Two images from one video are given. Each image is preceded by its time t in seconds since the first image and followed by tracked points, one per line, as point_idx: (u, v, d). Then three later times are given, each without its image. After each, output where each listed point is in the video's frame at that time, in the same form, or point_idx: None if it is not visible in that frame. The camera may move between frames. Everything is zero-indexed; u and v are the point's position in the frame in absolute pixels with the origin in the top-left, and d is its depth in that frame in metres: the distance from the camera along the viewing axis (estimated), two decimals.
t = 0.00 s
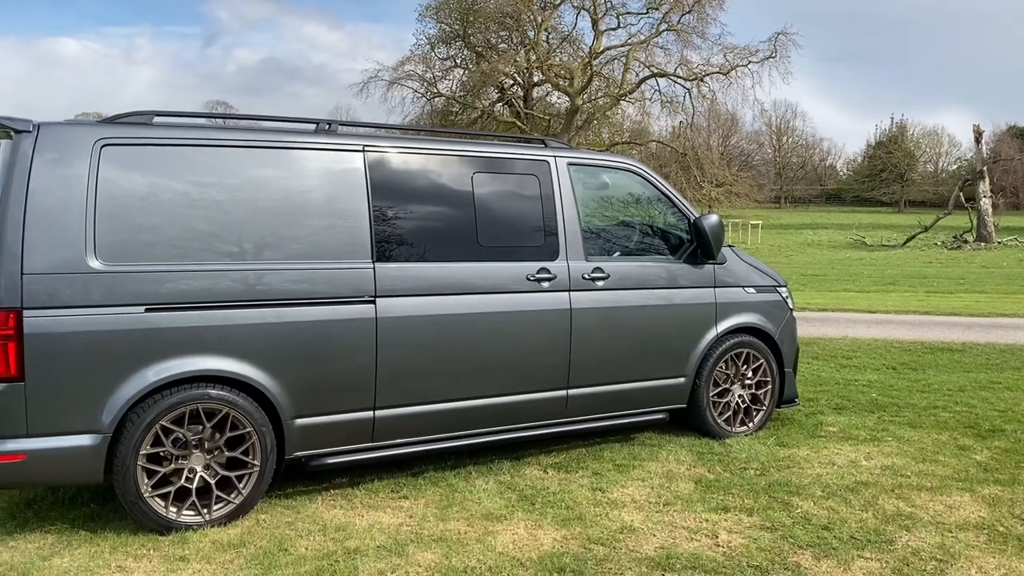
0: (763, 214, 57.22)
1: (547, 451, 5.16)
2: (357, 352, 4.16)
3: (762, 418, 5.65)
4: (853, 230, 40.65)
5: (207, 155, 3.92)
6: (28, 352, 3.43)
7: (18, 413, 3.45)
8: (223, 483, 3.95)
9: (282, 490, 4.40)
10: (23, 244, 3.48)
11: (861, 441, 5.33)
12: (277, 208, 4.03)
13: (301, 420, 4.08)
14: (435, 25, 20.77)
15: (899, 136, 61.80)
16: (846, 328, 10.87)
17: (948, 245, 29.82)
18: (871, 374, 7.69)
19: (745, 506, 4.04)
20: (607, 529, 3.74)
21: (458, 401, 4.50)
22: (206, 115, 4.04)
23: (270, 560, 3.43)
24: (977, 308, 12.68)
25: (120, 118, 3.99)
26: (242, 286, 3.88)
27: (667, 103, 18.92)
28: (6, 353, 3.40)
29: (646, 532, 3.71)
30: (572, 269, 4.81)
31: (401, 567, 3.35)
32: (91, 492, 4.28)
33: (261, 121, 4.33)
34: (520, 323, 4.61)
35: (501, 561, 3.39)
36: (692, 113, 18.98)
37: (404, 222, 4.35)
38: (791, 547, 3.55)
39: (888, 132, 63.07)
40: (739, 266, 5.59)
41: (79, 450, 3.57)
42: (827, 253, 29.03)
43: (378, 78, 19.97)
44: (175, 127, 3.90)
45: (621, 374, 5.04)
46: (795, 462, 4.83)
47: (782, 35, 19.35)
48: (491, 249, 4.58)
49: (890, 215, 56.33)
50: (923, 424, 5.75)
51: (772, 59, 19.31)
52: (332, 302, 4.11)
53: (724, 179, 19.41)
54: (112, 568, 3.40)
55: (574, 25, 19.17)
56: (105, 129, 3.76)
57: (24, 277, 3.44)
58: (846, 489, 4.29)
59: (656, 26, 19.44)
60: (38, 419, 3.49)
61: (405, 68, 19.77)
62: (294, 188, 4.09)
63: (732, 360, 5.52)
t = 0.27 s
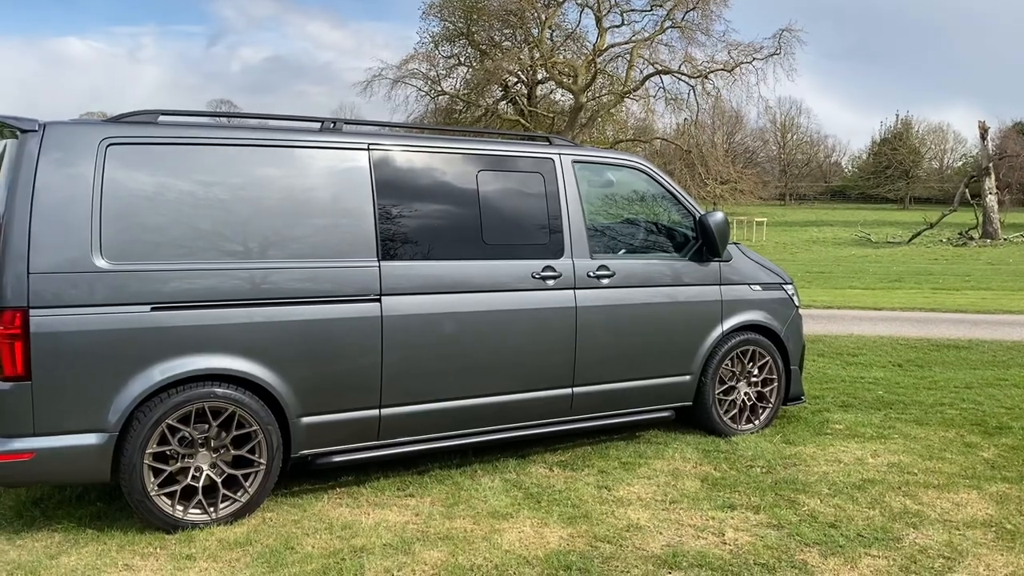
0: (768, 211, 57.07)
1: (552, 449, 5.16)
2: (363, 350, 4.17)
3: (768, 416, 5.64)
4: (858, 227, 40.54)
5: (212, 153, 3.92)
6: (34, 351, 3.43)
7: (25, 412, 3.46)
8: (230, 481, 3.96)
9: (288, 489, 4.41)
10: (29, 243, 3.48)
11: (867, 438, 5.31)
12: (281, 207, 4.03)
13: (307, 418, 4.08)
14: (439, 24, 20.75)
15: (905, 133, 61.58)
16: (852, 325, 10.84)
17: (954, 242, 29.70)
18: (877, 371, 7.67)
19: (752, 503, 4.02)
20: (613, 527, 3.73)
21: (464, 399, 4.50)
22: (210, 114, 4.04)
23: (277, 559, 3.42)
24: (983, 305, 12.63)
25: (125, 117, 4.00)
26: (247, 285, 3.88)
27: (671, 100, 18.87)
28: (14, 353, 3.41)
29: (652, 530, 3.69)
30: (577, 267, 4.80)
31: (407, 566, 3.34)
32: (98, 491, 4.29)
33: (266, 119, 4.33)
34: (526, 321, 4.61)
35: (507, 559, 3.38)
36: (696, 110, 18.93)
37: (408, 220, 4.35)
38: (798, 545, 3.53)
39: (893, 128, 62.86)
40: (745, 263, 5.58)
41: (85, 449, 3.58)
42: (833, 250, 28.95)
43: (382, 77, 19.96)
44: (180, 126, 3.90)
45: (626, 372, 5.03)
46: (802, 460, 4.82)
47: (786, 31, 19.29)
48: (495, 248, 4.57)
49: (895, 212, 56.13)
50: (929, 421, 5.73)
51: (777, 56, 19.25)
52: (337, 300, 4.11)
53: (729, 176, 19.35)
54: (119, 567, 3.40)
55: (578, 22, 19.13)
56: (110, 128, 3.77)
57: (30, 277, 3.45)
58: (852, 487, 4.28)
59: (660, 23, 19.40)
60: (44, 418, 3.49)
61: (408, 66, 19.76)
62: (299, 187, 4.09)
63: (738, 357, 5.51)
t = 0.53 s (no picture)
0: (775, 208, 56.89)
1: (560, 447, 5.16)
2: (371, 348, 4.17)
3: (776, 413, 5.63)
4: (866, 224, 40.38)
5: (220, 152, 3.93)
6: (45, 350, 3.45)
7: (35, 410, 3.47)
8: (239, 479, 3.97)
9: (297, 486, 4.42)
10: (39, 242, 3.50)
11: (876, 435, 5.29)
12: (289, 206, 4.04)
13: (315, 416, 4.09)
14: (445, 22, 20.73)
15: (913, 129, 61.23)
16: (860, 322, 10.79)
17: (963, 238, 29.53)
18: (886, 369, 7.64)
19: (761, 501, 4.00)
20: (621, 524, 3.71)
21: (472, 397, 4.50)
22: (218, 113, 4.05)
23: (286, 557, 3.41)
24: (993, 302, 12.55)
25: (134, 116, 4.01)
26: (255, 283, 3.89)
27: (678, 97, 18.81)
28: (24, 352, 3.44)
29: (661, 527, 3.67)
30: (585, 265, 4.80)
31: (416, 563, 3.32)
32: (108, 489, 4.31)
33: (274, 118, 4.34)
34: (533, 319, 4.61)
35: (516, 556, 3.36)
36: (703, 107, 18.87)
37: (415, 218, 4.35)
38: (807, 542, 3.51)
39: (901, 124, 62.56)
40: (753, 260, 5.56)
41: (96, 447, 3.59)
42: (840, 247, 28.84)
43: (388, 75, 19.97)
44: (188, 125, 3.91)
45: (634, 370, 5.03)
46: (810, 458, 4.80)
47: (793, 27, 19.20)
48: (502, 245, 4.57)
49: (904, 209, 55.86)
50: (938, 419, 5.70)
51: (784, 52, 19.17)
52: (345, 299, 4.11)
53: (736, 173, 19.29)
54: (129, 565, 3.40)
55: (584, 19, 19.09)
56: (119, 128, 3.78)
57: (40, 276, 3.47)
58: (861, 484, 4.26)
59: (666, 20, 19.34)
60: (54, 417, 3.51)
61: (414, 65, 19.76)
62: (306, 185, 4.10)
63: (746, 355, 5.50)
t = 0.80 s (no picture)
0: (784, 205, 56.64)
1: (570, 445, 5.16)
2: (381, 347, 4.19)
3: (786, 411, 5.61)
4: (875, 221, 40.18)
5: (230, 152, 3.95)
6: (58, 348, 3.48)
7: (49, 408, 3.50)
8: (251, 477, 3.98)
9: (308, 484, 4.43)
10: (52, 241, 3.52)
11: (887, 433, 5.26)
12: (299, 205, 4.06)
13: (326, 414, 4.10)
14: (452, 20, 20.72)
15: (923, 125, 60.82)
16: (870, 320, 10.75)
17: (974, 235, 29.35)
18: (896, 366, 7.60)
19: (771, 499, 3.98)
20: (632, 522, 3.70)
21: (481, 395, 4.51)
22: (228, 112, 4.07)
23: (298, 554, 3.40)
24: (1004, 299, 12.47)
25: (145, 116, 4.03)
26: (266, 282, 3.90)
27: (686, 94, 18.76)
28: (37, 350, 3.47)
29: (672, 525, 3.65)
30: (594, 263, 4.79)
31: (427, 561, 3.31)
32: (120, 487, 4.33)
33: (283, 118, 4.35)
34: (543, 317, 4.61)
35: (527, 554, 3.35)
36: (711, 104, 18.80)
37: (424, 217, 4.36)
38: (818, 540, 3.48)
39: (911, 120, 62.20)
40: (763, 258, 5.54)
41: (108, 446, 3.62)
42: (850, 244, 28.70)
43: (395, 74, 19.97)
44: (198, 125, 3.93)
45: (644, 367, 5.02)
46: (821, 455, 4.78)
47: (802, 24, 19.11)
48: (512, 244, 4.57)
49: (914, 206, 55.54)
50: (949, 416, 5.67)
51: (792, 49, 19.09)
52: (355, 297, 4.12)
53: (745, 170, 19.21)
54: (142, 562, 3.39)
55: (592, 17, 19.06)
56: (130, 128, 3.80)
57: (52, 275, 3.49)
58: (873, 482, 4.24)
59: (674, 17, 19.28)
60: (68, 415, 3.54)
61: (422, 63, 19.76)
62: (316, 184, 4.11)
63: (756, 352, 5.49)
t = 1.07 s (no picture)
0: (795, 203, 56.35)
1: (581, 443, 5.15)
2: (392, 345, 4.19)
3: (798, 409, 5.59)
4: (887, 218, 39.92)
5: (241, 150, 3.96)
6: (71, 346, 3.50)
7: (62, 406, 3.52)
8: (262, 475, 4.00)
9: (319, 482, 4.45)
10: (64, 240, 3.54)
11: (899, 431, 5.23)
12: (310, 203, 4.06)
13: (337, 412, 4.12)
14: (462, 18, 20.70)
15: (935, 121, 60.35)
16: (881, 317, 10.68)
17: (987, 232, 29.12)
18: (908, 364, 7.56)
19: (783, 497, 3.96)
20: (643, 520, 3.68)
21: (492, 393, 4.51)
22: (239, 111, 4.08)
23: (310, 551, 3.40)
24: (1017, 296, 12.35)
25: (156, 115, 4.04)
26: (277, 280, 3.91)
27: (696, 91, 18.68)
28: (50, 349, 3.49)
29: (683, 524, 3.63)
30: (604, 260, 4.78)
31: (438, 559, 3.31)
32: (132, 485, 4.35)
33: (294, 116, 4.36)
34: (553, 315, 4.60)
35: (538, 552, 3.34)
36: (721, 101, 18.72)
37: (434, 215, 4.36)
38: (830, 538, 3.46)
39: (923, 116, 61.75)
40: (774, 255, 5.52)
41: (121, 443, 3.64)
42: (861, 241, 28.52)
43: (405, 72, 19.99)
44: (209, 123, 3.94)
45: (654, 366, 5.01)
46: (833, 454, 4.76)
47: (812, 20, 19.00)
48: (522, 241, 4.56)
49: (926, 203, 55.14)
50: (962, 414, 5.63)
51: (803, 46, 18.98)
52: (365, 295, 4.13)
53: (755, 168, 19.12)
54: (155, 559, 3.39)
55: (601, 14, 19.00)
56: (142, 127, 3.82)
57: (65, 274, 3.51)
58: (885, 480, 4.21)
59: (684, 14, 19.20)
60: (81, 413, 3.56)
61: (432, 61, 19.76)
62: (326, 183, 4.12)
63: (767, 351, 5.46)
